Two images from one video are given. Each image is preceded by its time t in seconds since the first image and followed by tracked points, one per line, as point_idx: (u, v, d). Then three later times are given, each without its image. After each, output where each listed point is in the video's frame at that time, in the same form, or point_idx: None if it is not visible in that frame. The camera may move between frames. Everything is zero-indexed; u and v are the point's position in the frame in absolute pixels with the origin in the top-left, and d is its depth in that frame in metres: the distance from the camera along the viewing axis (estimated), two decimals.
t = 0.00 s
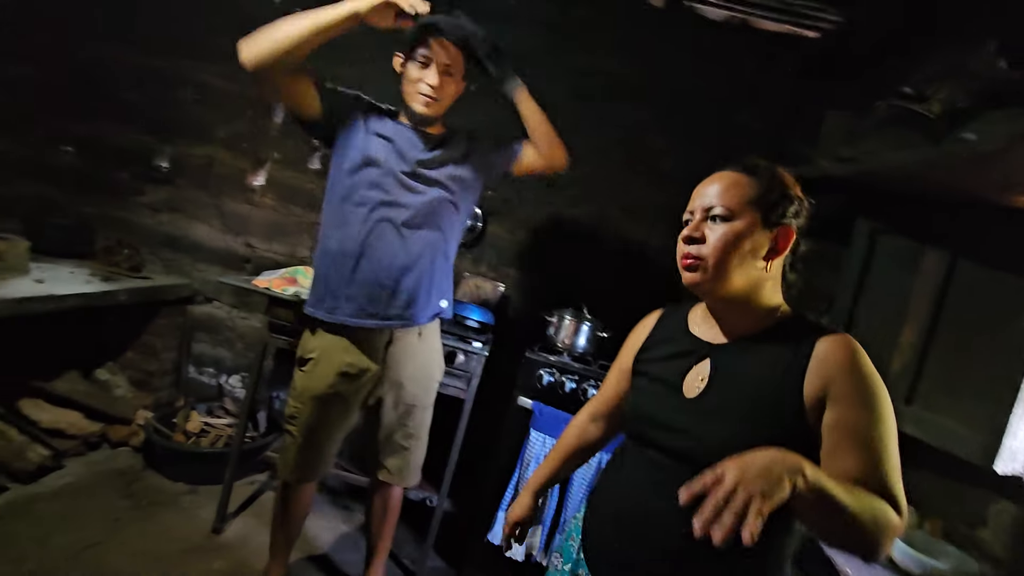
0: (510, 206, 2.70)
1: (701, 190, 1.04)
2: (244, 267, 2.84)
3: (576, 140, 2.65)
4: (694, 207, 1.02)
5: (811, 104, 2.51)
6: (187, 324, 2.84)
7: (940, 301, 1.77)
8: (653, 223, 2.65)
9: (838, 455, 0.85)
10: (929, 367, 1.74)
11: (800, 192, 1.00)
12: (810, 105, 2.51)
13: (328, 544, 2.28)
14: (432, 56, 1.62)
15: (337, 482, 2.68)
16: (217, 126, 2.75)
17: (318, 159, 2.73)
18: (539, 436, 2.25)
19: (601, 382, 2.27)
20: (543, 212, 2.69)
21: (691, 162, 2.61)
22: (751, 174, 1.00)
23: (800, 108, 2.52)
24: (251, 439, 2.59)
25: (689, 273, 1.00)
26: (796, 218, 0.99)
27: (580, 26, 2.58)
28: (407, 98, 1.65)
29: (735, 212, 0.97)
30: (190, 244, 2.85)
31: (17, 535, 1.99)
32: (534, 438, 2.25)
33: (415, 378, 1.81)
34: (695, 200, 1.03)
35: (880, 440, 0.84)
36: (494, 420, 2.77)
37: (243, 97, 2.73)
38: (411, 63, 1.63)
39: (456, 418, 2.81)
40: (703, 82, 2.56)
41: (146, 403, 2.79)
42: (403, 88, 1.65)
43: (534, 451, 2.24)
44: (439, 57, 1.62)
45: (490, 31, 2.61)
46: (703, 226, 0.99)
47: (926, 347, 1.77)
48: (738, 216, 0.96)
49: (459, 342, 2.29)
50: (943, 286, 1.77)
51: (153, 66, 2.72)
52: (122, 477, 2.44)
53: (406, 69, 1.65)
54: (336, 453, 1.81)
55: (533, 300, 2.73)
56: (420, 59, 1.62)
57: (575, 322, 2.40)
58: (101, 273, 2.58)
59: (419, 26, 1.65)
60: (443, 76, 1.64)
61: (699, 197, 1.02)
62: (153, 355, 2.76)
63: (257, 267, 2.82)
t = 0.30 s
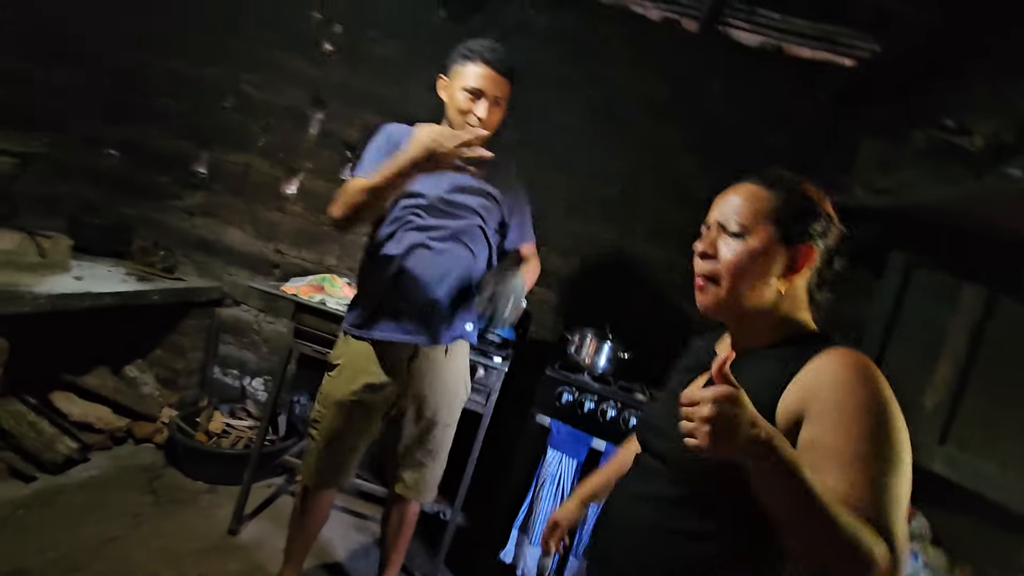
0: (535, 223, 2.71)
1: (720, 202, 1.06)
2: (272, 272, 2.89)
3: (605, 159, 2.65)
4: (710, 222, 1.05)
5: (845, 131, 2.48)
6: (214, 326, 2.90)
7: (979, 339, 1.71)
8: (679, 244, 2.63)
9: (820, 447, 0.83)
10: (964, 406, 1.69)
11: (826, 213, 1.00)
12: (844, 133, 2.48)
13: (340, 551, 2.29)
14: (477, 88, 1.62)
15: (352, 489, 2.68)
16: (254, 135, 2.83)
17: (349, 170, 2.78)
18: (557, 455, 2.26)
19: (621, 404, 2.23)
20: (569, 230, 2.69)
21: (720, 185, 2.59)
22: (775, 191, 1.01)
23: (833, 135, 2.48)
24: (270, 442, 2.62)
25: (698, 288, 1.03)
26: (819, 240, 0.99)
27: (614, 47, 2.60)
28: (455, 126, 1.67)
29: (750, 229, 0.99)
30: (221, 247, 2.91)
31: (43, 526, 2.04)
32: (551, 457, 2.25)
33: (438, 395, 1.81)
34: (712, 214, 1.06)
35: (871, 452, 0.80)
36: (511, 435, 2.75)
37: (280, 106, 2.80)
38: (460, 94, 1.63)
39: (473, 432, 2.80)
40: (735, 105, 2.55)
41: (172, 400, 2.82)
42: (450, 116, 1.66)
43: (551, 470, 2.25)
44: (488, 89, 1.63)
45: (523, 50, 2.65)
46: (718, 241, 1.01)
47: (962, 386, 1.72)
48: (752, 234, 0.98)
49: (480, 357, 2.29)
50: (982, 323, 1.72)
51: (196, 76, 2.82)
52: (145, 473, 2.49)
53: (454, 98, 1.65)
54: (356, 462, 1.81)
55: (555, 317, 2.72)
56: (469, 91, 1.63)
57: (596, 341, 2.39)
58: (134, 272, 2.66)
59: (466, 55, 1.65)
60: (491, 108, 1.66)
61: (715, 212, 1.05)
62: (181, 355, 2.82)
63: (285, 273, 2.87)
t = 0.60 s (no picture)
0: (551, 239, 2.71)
1: (752, 219, 0.94)
2: (288, 277, 2.92)
3: (623, 179, 2.66)
4: (742, 244, 0.93)
5: (866, 160, 2.46)
6: (229, 328, 2.93)
7: (1000, 376, 1.68)
8: (694, 266, 2.62)
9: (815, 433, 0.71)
10: (983, 444, 1.65)
11: (873, 235, 0.89)
12: (865, 162, 2.47)
13: (340, 558, 2.28)
14: (521, 110, 1.69)
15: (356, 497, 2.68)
16: (278, 142, 2.88)
17: (369, 180, 2.81)
18: (562, 473, 2.25)
19: (629, 425, 2.20)
20: (584, 248, 2.69)
21: (738, 209, 2.58)
22: (822, 212, 0.88)
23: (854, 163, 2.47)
24: (277, 446, 2.63)
25: (731, 320, 0.93)
26: (865, 267, 0.87)
27: (636, 69, 2.62)
28: (497, 146, 1.72)
29: (792, 256, 0.86)
30: (240, 250, 2.95)
31: (50, 518, 2.06)
32: (557, 476, 2.25)
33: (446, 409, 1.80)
34: (744, 233, 0.94)
35: (861, 464, 0.70)
36: (517, 451, 2.73)
37: (305, 115, 2.85)
38: (504, 115, 1.69)
39: (479, 446, 2.78)
40: (756, 130, 2.55)
41: (183, 399, 2.85)
42: (493, 136, 1.71)
43: (556, 489, 2.24)
44: (530, 110, 1.69)
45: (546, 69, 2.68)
46: (754, 269, 0.90)
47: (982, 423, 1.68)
48: (798, 264, 0.86)
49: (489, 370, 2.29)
50: (1004, 359, 1.69)
51: (225, 83, 2.88)
52: (152, 470, 2.51)
53: (498, 118, 1.71)
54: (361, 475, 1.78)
55: (566, 334, 2.71)
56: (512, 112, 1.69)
57: (608, 359, 2.37)
58: (154, 271, 2.71)
59: (511, 78, 1.72)
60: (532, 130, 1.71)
61: (748, 233, 0.93)
62: (195, 354, 2.85)
63: (301, 278, 2.90)
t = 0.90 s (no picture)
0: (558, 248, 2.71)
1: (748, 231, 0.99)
2: (296, 276, 2.94)
3: (632, 190, 2.66)
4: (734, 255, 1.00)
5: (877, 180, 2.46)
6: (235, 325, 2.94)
7: (1009, 401, 1.66)
8: (701, 279, 2.61)
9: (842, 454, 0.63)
10: (992, 470, 1.63)
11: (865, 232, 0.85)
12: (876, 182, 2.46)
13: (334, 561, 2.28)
14: (510, 100, 1.60)
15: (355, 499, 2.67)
16: (291, 143, 2.90)
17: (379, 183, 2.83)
18: (562, 483, 2.24)
19: (631, 437, 2.19)
20: (591, 258, 2.69)
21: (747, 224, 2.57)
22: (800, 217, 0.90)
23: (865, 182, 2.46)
24: (278, 445, 2.63)
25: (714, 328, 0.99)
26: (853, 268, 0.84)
27: (649, 82, 2.63)
28: (486, 142, 1.61)
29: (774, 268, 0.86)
30: (249, 248, 2.97)
31: (51, 507, 2.06)
32: (557, 485, 2.23)
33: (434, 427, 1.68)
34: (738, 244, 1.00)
35: (865, 490, 0.67)
36: (517, 459, 2.72)
37: (319, 117, 2.88)
38: (492, 108, 1.61)
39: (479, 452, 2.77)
40: (768, 146, 2.55)
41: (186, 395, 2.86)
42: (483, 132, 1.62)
43: (555, 499, 2.23)
44: (520, 100, 1.60)
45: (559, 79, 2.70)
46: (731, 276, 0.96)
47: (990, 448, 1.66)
48: (763, 267, 0.90)
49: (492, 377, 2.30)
50: (1014, 385, 1.67)
51: (242, 83, 2.92)
52: (153, 464, 2.51)
53: (488, 114, 1.62)
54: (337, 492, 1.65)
55: (570, 343, 2.71)
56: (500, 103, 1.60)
57: (611, 370, 2.38)
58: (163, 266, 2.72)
59: (502, 71, 1.65)
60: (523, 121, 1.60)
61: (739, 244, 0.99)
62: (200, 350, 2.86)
63: (309, 278, 2.92)
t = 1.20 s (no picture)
0: (560, 251, 2.71)
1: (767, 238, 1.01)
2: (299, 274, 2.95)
3: (636, 195, 2.66)
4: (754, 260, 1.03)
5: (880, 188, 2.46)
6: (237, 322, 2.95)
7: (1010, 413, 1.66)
8: (702, 285, 2.62)
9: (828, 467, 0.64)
10: (991, 480, 1.63)
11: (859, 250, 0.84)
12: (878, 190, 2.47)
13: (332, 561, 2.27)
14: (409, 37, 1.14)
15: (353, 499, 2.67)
16: (297, 141, 2.91)
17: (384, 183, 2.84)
18: (560, 487, 2.21)
19: (630, 442, 2.20)
20: (593, 262, 2.70)
21: (750, 230, 2.57)
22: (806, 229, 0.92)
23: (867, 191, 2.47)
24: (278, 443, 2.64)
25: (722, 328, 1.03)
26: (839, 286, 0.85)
27: (654, 87, 2.63)
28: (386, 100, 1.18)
29: (779, 269, 0.89)
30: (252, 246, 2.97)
31: (50, 502, 2.06)
32: (555, 489, 2.20)
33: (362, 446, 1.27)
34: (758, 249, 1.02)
35: (818, 483, 0.63)
36: (516, 461, 2.72)
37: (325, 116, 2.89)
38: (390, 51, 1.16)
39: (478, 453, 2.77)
40: (772, 153, 2.55)
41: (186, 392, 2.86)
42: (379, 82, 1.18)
43: (553, 502, 2.20)
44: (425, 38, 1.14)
45: (565, 83, 2.70)
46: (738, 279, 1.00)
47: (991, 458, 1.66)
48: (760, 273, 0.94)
49: (492, 379, 2.31)
50: (1015, 397, 1.67)
51: (248, 81, 2.93)
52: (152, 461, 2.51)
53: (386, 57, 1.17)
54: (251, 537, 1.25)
55: (571, 347, 2.71)
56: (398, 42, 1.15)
57: (612, 375, 2.38)
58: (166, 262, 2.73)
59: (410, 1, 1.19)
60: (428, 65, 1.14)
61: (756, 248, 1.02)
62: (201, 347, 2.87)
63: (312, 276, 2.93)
